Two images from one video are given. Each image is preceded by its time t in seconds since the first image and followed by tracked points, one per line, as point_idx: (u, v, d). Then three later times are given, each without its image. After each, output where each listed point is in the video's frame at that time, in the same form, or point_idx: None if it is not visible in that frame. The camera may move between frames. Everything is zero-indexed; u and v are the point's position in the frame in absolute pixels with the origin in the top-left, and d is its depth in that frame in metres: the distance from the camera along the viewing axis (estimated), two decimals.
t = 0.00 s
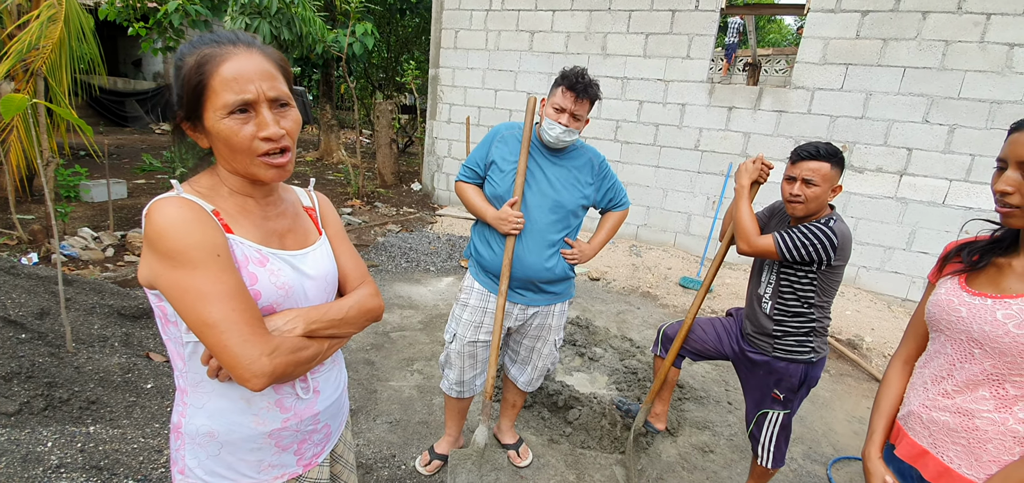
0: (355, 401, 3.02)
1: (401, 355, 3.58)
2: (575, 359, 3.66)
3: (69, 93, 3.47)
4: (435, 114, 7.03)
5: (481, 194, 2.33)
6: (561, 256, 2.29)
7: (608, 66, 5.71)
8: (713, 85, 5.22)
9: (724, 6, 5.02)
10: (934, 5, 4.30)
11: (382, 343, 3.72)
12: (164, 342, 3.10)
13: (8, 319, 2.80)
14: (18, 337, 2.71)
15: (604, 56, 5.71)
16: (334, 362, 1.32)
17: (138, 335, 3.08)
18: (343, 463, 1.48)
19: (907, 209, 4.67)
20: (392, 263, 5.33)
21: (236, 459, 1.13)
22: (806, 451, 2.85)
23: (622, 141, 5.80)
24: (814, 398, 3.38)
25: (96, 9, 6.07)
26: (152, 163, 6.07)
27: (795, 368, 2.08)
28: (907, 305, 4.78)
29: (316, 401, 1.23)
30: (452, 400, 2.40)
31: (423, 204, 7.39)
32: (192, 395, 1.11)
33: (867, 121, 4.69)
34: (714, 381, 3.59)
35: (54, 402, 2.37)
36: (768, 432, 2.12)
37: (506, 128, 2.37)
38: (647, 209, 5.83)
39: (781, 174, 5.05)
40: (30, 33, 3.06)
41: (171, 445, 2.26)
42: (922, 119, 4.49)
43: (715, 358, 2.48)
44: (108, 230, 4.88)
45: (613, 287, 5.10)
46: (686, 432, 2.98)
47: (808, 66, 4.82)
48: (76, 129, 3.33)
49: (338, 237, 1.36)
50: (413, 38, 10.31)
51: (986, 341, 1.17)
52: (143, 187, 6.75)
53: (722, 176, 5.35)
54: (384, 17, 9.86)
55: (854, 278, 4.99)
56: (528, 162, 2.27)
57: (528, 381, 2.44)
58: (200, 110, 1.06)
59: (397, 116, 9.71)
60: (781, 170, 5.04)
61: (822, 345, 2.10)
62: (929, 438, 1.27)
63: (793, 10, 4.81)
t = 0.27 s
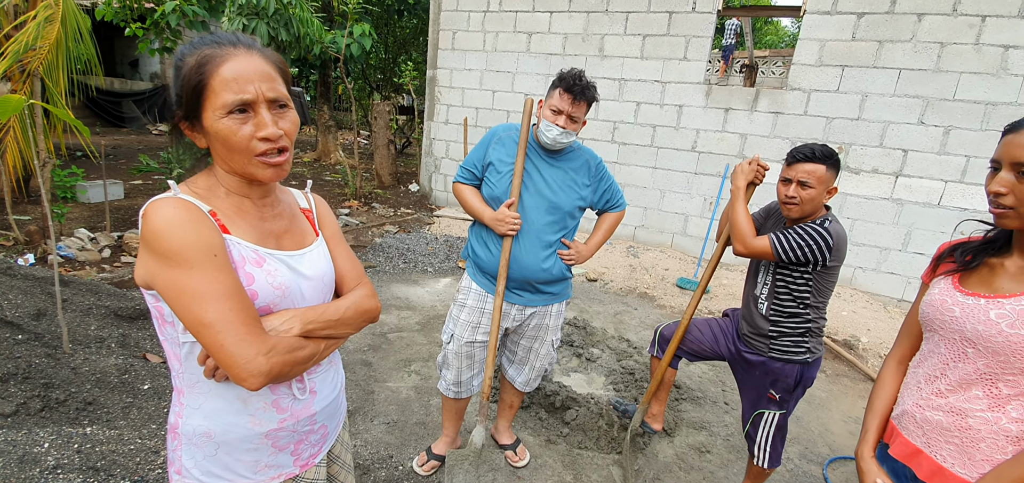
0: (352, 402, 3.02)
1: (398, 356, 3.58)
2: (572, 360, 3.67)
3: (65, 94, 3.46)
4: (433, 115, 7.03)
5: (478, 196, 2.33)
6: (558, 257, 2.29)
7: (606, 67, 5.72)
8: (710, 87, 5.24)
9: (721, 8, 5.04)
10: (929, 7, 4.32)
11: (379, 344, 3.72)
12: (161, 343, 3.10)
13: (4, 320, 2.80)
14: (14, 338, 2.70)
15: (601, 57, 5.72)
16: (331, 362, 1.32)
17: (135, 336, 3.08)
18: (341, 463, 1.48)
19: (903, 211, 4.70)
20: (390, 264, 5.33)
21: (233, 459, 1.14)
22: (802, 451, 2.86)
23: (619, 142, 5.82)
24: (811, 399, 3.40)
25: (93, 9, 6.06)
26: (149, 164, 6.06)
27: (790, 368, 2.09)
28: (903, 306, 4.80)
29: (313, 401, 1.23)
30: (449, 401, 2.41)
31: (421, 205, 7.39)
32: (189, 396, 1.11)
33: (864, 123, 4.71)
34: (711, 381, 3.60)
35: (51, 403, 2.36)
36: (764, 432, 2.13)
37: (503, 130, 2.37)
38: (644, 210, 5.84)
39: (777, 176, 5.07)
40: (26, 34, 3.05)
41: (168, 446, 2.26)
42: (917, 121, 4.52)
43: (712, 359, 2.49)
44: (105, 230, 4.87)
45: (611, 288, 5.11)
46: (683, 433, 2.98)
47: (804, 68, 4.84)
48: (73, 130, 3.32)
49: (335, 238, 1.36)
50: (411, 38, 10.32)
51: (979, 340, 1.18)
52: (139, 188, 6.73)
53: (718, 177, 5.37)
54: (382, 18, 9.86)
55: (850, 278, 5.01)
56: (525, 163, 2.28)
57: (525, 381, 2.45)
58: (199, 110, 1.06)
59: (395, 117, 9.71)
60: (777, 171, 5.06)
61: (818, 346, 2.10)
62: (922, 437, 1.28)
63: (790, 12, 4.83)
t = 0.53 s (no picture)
0: (349, 403, 3.01)
1: (396, 357, 3.58)
2: (570, 360, 3.67)
3: (61, 95, 3.45)
4: (430, 116, 7.04)
5: (475, 196, 2.34)
6: (555, 258, 2.30)
7: (603, 68, 5.74)
8: (707, 88, 5.26)
9: (717, 9, 5.06)
10: (924, 8, 4.35)
11: (377, 345, 3.72)
12: (158, 345, 3.09)
13: None
14: (11, 340, 2.69)
15: (598, 58, 5.74)
16: (329, 363, 1.33)
17: (131, 338, 3.07)
18: (339, 463, 1.48)
19: (898, 211, 4.72)
20: (388, 265, 5.33)
21: (233, 460, 1.14)
22: (799, 450, 2.87)
23: (617, 143, 5.83)
24: (807, 399, 3.41)
25: (89, 10, 6.05)
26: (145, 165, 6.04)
27: (786, 368, 2.10)
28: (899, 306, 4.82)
29: (312, 402, 1.23)
30: (447, 402, 2.41)
31: (418, 206, 7.39)
32: (188, 397, 1.11)
33: (859, 124, 4.73)
34: (708, 381, 3.61)
35: (47, 405, 2.35)
36: (760, 432, 2.14)
37: (500, 130, 2.38)
38: (642, 211, 5.86)
39: (773, 176, 5.09)
40: (23, 35, 3.04)
41: (164, 448, 2.26)
42: (912, 122, 4.54)
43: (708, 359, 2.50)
44: (101, 232, 4.86)
45: (608, 289, 5.12)
46: (681, 433, 2.99)
47: (800, 69, 4.86)
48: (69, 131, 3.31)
49: (333, 239, 1.37)
50: (408, 39, 10.33)
51: (973, 339, 1.18)
52: (136, 189, 6.72)
53: (715, 178, 5.39)
54: (379, 19, 9.85)
55: (846, 279, 5.03)
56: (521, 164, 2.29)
57: (523, 382, 2.45)
58: (184, 107, 1.08)
59: (392, 118, 9.72)
60: (773, 172, 5.08)
61: (813, 345, 2.13)
62: (917, 435, 1.28)
63: (786, 14, 4.85)
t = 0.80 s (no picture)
0: (347, 405, 3.01)
1: (393, 358, 3.57)
2: (568, 361, 3.68)
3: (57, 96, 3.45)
4: (428, 117, 7.04)
5: (473, 197, 2.34)
6: (552, 259, 2.30)
7: (599, 70, 5.75)
8: (703, 89, 5.27)
9: (714, 10, 5.07)
10: (919, 10, 4.37)
11: (374, 346, 3.71)
12: (154, 347, 3.08)
13: None
14: (5, 342, 2.68)
15: (595, 60, 5.75)
16: (326, 364, 1.32)
17: (127, 340, 3.06)
18: (336, 465, 1.48)
19: (894, 211, 4.74)
20: (385, 266, 5.32)
21: (227, 462, 1.13)
22: (796, 450, 2.88)
23: (614, 144, 5.84)
24: (804, 399, 3.42)
25: (86, 11, 6.03)
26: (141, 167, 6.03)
27: (783, 368, 2.10)
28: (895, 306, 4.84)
29: (308, 403, 1.22)
30: (444, 403, 2.41)
31: (416, 207, 7.39)
32: (183, 398, 1.11)
33: (855, 125, 4.75)
34: (705, 382, 3.61)
35: (43, 408, 2.34)
36: (757, 432, 2.14)
37: (497, 132, 2.38)
38: (639, 212, 5.86)
39: (769, 177, 5.10)
40: (18, 36, 3.04)
41: (160, 450, 2.25)
42: (908, 123, 4.56)
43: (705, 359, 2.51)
44: (97, 234, 4.84)
45: (606, 290, 5.12)
46: (678, 434, 2.99)
47: (796, 70, 4.88)
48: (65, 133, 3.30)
49: (331, 240, 1.36)
50: (405, 41, 10.33)
51: (968, 338, 1.16)
52: (132, 190, 6.70)
53: (712, 179, 5.40)
54: (376, 20, 9.85)
55: (842, 279, 5.05)
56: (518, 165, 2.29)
57: (520, 383, 2.45)
58: (179, 108, 1.08)
59: (390, 119, 9.71)
60: (769, 172, 5.10)
61: (810, 346, 2.13)
62: (913, 434, 1.26)
63: (782, 15, 4.87)
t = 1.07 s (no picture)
0: (343, 407, 3.00)
1: (390, 359, 3.57)
2: (565, 362, 3.68)
3: (51, 97, 3.43)
4: (424, 118, 7.03)
5: (469, 198, 2.34)
6: (548, 259, 2.30)
7: (596, 71, 5.76)
8: (700, 90, 5.28)
9: (709, 12, 5.09)
10: (913, 11, 4.40)
11: (371, 347, 3.70)
12: (149, 349, 3.07)
13: None
14: None
15: (591, 61, 5.76)
16: (323, 366, 1.31)
17: (121, 342, 3.04)
18: (334, 468, 1.47)
19: (889, 212, 4.76)
20: (381, 267, 5.31)
21: (223, 465, 1.12)
22: (792, 450, 2.89)
23: (610, 145, 5.85)
24: (800, 399, 3.42)
25: (80, 12, 6.01)
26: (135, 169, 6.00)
27: (778, 368, 2.11)
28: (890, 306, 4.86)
29: (304, 405, 1.21)
30: (440, 404, 2.40)
31: (412, 208, 7.38)
32: (178, 400, 1.10)
33: (850, 126, 4.77)
34: (702, 382, 3.62)
35: (36, 410, 2.32)
36: (753, 432, 2.15)
37: (494, 133, 2.38)
38: (635, 213, 5.87)
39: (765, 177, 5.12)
40: (12, 36, 3.02)
41: (155, 452, 2.24)
42: (902, 124, 4.58)
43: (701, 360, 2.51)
44: (91, 235, 4.81)
45: (602, 290, 5.13)
46: (675, 434, 3.00)
47: (791, 71, 4.90)
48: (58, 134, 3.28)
49: (327, 241, 1.36)
50: (402, 42, 10.33)
51: (962, 339, 1.15)
52: (127, 191, 6.67)
53: (708, 180, 5.41)
54: (372, 21, 9.84)
55: (838, 279, 5.06)
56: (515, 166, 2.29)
57: (517, 384, 2.45)
58: (176, 108, 1.08)
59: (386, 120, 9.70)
60: (765, 173, 5.12)
61: (805, 345, 2.14)
62: (909, 434, 1.25)
63: (777, 17, 4.89)
